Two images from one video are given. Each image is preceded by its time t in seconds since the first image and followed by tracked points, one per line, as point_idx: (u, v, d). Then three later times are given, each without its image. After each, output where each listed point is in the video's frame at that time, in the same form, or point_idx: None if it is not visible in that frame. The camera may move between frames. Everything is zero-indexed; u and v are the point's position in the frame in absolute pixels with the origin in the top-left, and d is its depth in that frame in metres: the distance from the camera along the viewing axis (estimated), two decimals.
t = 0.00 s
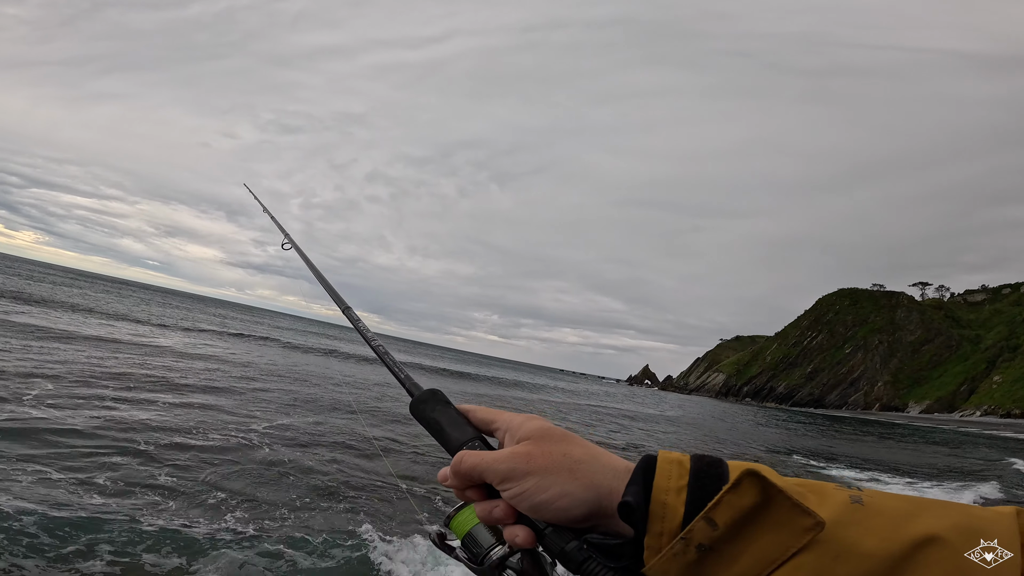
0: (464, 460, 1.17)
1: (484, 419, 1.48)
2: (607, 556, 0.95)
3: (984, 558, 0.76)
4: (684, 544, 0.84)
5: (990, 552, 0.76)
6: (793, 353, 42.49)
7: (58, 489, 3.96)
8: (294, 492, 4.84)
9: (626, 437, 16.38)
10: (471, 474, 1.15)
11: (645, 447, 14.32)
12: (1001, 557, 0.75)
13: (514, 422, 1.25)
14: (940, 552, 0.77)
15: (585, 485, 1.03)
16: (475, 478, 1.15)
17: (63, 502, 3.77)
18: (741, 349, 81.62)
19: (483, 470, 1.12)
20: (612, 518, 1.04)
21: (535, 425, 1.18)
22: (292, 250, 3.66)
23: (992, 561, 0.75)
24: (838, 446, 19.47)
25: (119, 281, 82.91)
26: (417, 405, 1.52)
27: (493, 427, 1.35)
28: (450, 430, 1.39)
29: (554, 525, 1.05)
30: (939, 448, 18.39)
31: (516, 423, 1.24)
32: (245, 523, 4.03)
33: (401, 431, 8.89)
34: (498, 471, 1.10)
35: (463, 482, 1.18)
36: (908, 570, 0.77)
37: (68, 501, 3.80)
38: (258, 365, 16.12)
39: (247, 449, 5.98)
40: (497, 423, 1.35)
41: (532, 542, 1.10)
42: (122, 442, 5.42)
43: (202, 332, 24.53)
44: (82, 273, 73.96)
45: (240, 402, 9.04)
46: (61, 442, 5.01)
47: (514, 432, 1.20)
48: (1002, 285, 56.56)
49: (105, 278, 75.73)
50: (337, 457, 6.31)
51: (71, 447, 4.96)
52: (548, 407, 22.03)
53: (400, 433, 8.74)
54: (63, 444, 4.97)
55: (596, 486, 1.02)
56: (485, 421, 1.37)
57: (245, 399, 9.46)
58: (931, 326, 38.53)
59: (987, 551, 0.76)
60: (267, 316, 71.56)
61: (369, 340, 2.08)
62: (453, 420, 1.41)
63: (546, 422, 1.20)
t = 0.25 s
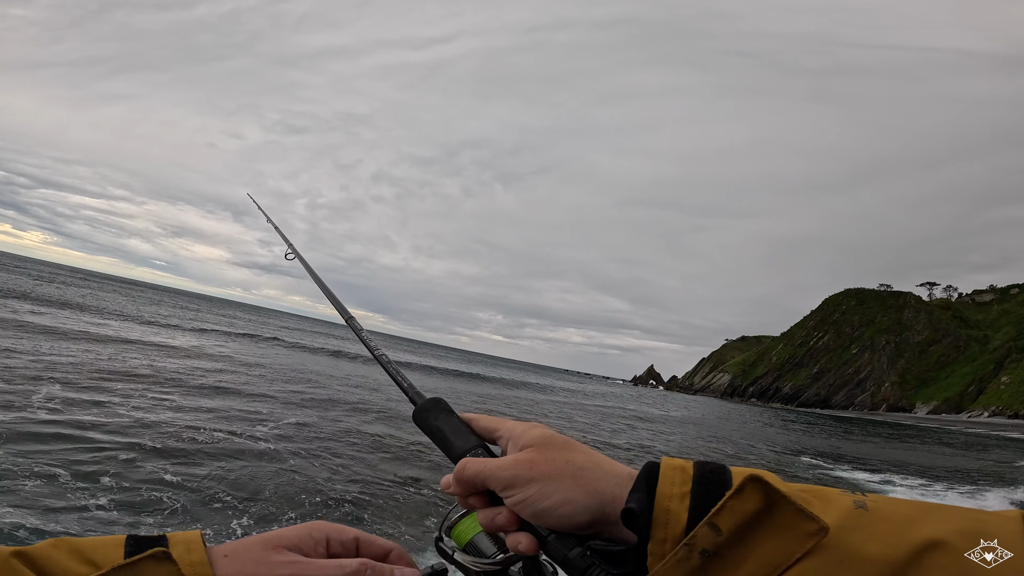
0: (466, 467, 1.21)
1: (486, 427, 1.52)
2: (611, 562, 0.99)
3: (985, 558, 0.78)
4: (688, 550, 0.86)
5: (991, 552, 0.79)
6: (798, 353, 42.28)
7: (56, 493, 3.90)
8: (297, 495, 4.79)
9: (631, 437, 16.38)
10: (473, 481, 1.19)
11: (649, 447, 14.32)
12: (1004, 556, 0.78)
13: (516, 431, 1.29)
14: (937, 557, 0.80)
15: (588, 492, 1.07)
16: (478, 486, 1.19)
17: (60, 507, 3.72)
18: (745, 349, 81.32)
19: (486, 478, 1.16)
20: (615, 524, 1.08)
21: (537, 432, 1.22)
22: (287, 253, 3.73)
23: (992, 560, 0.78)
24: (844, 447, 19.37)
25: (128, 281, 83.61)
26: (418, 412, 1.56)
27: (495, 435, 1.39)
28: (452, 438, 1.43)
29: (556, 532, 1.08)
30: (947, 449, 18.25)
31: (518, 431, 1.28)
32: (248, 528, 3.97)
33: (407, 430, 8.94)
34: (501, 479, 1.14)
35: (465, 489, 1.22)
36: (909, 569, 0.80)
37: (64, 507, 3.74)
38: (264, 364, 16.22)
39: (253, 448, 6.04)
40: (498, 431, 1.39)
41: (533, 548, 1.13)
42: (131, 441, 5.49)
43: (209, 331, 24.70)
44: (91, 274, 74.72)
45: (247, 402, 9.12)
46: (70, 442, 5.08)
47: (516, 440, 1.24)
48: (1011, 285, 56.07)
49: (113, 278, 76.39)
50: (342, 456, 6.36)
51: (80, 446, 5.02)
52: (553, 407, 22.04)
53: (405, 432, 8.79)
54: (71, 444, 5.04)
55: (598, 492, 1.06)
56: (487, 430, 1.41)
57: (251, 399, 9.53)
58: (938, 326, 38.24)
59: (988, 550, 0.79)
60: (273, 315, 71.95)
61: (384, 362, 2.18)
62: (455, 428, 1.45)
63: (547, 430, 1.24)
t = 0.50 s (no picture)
0: (466, 469, 1.23)
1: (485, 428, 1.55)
2: (607, 562, 1.01)
3: (985, 558, 0.77)
4: (686, 551, 0.83)
5: (990, 552, 0.77)
6: (805, 354, 42.01)
7: (58, 497, 3.88)
8: (303, 496, 4.80)
9: (636, 438, 16.34)
10: (472, 482, 1.22)
11: (655, 447, 14.28)
12: (1004, 556, 0.76)
13: (514, 434, 1.32)
14: (935, 558, 0.78)
15: (585, 493, 1.09)
16: (477, 487, 1.22)
17: (63, 511, 3.69)
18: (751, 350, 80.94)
19: (485, 478, 1.18)
20: (612, 525, 1.10)
21: (535, 434, 1.24)
22: (287, 256, 3.77)
23: (993, 560, 0.76)
24: (851, 449, 19.21)
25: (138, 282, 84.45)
26: (419, 413, 1.60)
27: (495, 436, 1.42)
28: (452, 440, 1.46)
29: (554, 532, 1.11)
30: (956, 451, 18.05)
31: (517, 434, 1.31)
32: (256, 529, 3.97)
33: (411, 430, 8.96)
34: (500, 481, 1.17)
35: (466, 490, 1.25)
36: (907, 569, 0.78)
37: (68, 510, 3.71)
38: (270, 364, 16.32)
39: (258, 448, 6.09)
40: (499, 433, 1.42)
41: (532, 548, 1.16)
42: (137, 441, 5.55)
43: (216, 332, 24.89)
44: (101, 275, 75.47)
45: (253, 402, 9.19)
46: (76, 441, 5.13)
47: (515, 443, 1.26)
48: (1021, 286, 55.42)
49: (123, 279, 77.17)
50: (346, 457, 6.39)
51: (85, 446, 5.06)
52: (558, 408, 22.04)
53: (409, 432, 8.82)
54: (77, 444, 5.09)
55: (596, 494, 1.08)
56: (486, 432, 1.44)
57: (257, 399, 9.59)
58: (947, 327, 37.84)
59: (988, 550, 0.77)
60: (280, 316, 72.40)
61: (384, 363, 2.20)
62: (456, 429, 1.48)
63: (546, 432, 1.26)
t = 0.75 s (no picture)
0: (463, 469, 1.25)
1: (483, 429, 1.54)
2: (602, 560, 0.99)
3: (984, 559, 0.74)
4: (677, 548, 0.83)
5: (992, 553, 0.74)
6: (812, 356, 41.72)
7: (63, 498, 3.90)
8: (307, 496, 4.83)
9: (642, 439, 16.27)
10: (471, 482, 1.23)
11: (660, 449, 14.21)
12: (1001, 557, 0.73)
13: (513, 434, 1.33)
14: (927, 556, 0.76)
15: (580, 492, 1.10)
16: (474, 485, 1.23)
17: (68, 512, 3.71)
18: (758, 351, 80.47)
19: (483, 478, 1.19)
20: (607, 523, 1.10)
21: (532, 434, 1.25)
22: (291, 259, 3.83)
23: (993, 561, 0.73)
24: (859, 451, 19.00)
25: (148, 283, 85.29)
26: (420, 413, 1.62)
27: (493, 438, 1.43)
28: (451, 441, 1.47)
29: (550, 531, 1.11)
30: (965, 453, 17.82)
31: (515, 434, 1.33)
32: (261, 529, 4.00)
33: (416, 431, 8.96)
34: (497, 479, 1.18)
35: (463, 491, 1.27)
36: (897, 568, 0.76)
37: (73, 511, 3.73)
38: (277, 365, 16.40)
39: (263, 448, 6.12)
40: (497, 433, 1.42)
41: (528, 546, 1.17)
42: (144, 440, 5.61)
43: (224, 334, 25.07)
44: (110, 276, 76.24)
45: (260, 402, 9.25)
46: (83, 440, 5.19)
47: (511, 443, 1.28)
48: None
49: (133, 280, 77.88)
50: (350, 458, 6.40)
51: (92, 445, 5.13)
52: (564, 409, 22.00)
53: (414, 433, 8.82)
54: (85, 442, 5.16)
55: (590, 492, 1.08)
56: (484, 432, 1.44)
57: (263, 399, 9.64)
58: (956, 328, 37.45)
59: (988, 551, 0.74)
60: (287, 316, 72.82)
61: (383, 365, 2.21)
62: (454, 430, 1.49)
63: (543, 431, 1.28)
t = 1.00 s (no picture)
0: (460, 469, 1.26)
1: (479, 433, 1.55)
2: (597, 558, 1.00)
3: (985, 558, 0.75)
4: (671, 547, 0.85)
5: (990, 552, 0.75)
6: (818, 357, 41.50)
7: (68, 499, 3.91)
8: (310, 495, 4.89)
9: (645, 440, 16.23)
10: (467, 482, 1.24)
11: (664, 450, 14.18)
12: (1000, 557, 0.74)
13: (508, 437, 1.35)
14: (912, 556, 0.78)
15: (575, 492, 1.13)
16: (471, 486, 1.24)
17: (73, 514, 3.72)
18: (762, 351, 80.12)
19: (480, 478, 1.20)
20: (601, 523, 1.13)
21: (529, 436, 1.28)
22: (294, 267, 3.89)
23: (992, 559, 0.74)
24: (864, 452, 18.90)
25: (155, 284, 85.88)
26: (416, 416, 1.62)
27: (489, 441, 1.44)
28: (448, 443, 1.48)
29: (545, 531, 1.12)
30: (971, 455, 17.69)
31: (510, 437, 1.35)
32: (265, 528, 4.06)
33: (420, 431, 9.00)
34: (493, 480, 1.19)
35: (461, 492, 1.27)
36: (883, 567, 0.79)
37: (78, 513, 3.75)
38: (283, 365, 16.49)
39: (268, 448, 6.17)
40: (493, 437, 1.44)
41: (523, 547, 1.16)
42: (150, 441, 5.67)
43: (230, 334, 25.21)
44: (116, 275, 76.89)
45: (265, 402, 9.31)
46: (91, 441, 5.26)
47: (508, 445, 1.30)
48: None
49: (140, 281, 78.40)
50: (353, 458, 6.44)
51: (100, 445, 5.19)
52: (568, 410, 21.99)
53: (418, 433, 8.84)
54: (93, 443, 5.22)
55: (585, 492, 1.12)
56: (481, 435, 1.46)
57: (267, 399, 9.68)
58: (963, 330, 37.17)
59: (989, 551, 0.75)
60: (292, 317, 73.09)
61: (380, 369, 2.23)
62: (451, 432, 1.50)
63: (539, 434, 1.30)
